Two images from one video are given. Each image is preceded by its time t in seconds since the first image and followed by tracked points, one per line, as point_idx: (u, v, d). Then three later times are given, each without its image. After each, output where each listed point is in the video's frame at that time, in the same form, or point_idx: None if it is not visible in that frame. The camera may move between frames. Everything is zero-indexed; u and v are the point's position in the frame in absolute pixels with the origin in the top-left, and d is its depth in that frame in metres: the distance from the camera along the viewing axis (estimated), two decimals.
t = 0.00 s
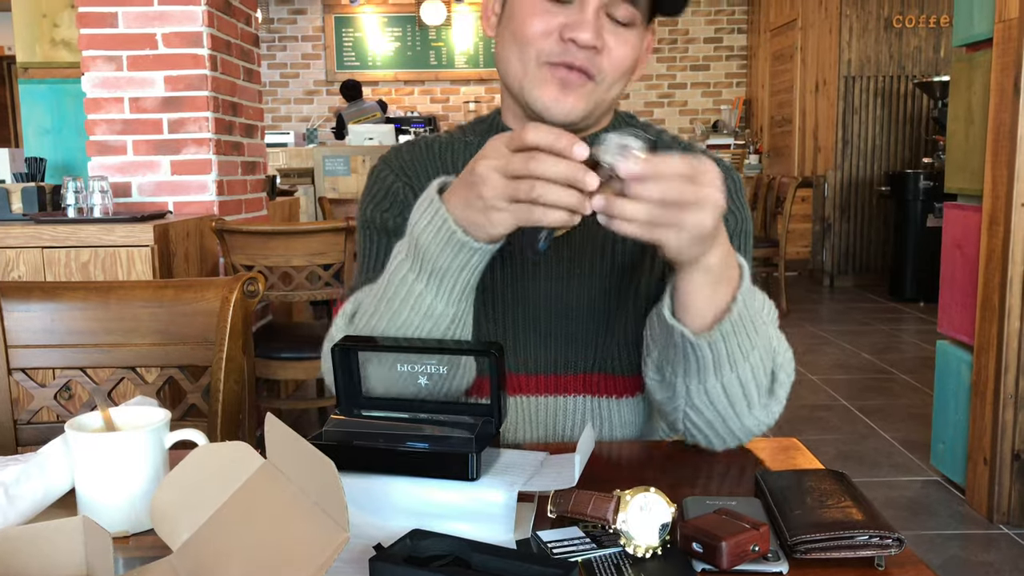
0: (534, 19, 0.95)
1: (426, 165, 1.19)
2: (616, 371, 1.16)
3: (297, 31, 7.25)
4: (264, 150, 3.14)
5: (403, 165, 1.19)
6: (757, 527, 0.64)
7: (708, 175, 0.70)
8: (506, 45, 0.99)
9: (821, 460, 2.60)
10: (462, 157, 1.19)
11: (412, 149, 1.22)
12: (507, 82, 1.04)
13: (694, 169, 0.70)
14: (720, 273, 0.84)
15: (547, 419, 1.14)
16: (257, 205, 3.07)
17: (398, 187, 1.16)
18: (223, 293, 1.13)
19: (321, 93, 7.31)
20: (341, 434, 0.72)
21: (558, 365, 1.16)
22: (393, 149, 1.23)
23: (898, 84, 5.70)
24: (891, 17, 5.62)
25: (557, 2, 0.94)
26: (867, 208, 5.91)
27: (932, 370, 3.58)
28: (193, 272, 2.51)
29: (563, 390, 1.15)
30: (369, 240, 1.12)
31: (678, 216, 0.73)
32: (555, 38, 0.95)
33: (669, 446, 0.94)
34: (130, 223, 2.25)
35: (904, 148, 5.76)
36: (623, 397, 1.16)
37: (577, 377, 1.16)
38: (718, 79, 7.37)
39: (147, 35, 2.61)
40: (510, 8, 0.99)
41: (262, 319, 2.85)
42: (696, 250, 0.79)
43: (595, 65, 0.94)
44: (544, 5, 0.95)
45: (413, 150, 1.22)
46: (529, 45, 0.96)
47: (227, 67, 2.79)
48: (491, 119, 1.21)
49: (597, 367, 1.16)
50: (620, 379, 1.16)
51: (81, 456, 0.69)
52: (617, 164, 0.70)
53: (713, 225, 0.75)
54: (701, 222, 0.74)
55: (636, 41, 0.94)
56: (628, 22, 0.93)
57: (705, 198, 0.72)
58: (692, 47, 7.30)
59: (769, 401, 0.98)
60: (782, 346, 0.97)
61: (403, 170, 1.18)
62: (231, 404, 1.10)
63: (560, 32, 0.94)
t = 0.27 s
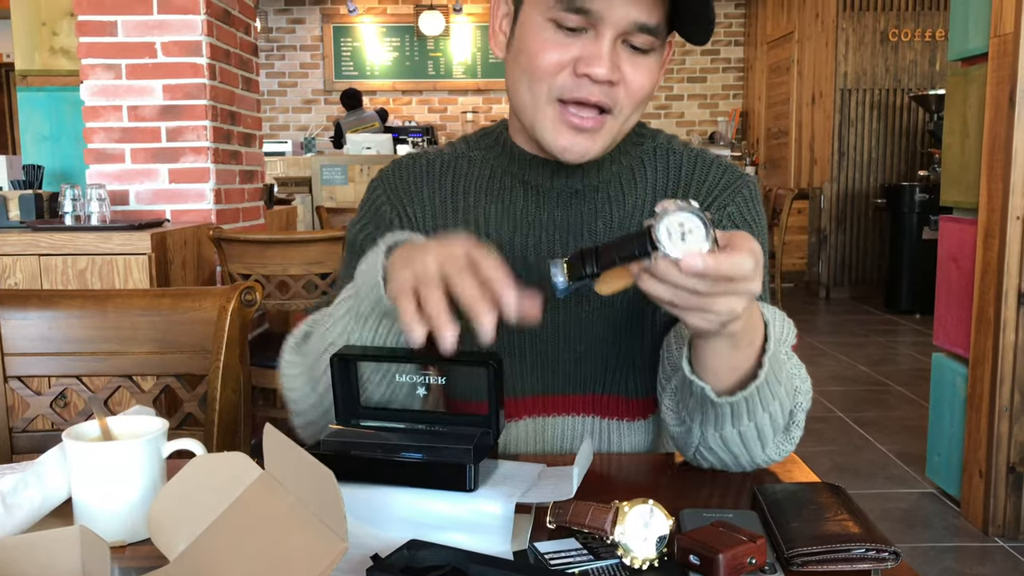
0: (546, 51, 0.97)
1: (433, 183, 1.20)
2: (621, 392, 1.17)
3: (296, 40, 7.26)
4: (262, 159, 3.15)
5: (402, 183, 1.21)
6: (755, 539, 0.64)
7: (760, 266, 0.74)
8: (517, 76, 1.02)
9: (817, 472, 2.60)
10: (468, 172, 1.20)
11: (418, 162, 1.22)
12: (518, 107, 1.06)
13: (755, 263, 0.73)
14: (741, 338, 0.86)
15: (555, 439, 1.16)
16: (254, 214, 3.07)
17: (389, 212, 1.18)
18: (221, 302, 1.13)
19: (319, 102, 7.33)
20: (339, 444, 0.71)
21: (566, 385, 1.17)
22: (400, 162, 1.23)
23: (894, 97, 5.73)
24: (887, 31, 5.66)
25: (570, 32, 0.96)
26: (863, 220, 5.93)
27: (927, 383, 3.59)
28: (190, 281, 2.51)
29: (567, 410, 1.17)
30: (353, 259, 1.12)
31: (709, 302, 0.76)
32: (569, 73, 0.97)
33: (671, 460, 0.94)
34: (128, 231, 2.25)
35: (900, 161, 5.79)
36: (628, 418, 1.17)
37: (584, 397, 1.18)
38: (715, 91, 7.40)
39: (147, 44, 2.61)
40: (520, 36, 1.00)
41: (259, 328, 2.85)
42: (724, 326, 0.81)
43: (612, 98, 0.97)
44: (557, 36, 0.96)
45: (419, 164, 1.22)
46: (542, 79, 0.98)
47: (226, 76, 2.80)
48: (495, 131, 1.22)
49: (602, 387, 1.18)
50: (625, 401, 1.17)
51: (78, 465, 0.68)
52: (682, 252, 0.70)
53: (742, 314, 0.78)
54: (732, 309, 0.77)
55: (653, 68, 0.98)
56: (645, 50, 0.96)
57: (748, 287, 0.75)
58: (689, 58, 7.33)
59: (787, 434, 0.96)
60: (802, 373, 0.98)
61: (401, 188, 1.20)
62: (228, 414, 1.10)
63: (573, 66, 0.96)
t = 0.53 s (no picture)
0: (533, 62, 0.97)
1: (426, 188, 1.20)
2: (613, 399, 1.17)
3: (294, 46, 7.27)
4: (259, 164, 3.15)
5: (396, 187, 1.21)
6: (751, 546, 0.64)
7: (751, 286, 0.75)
8: (505, 87, 1.02)
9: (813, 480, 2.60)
10: (460, 178, 1.20)
11: (412, 167, 1.23)
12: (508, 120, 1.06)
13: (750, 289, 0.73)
14: (734, 349, 0.87)
15: (545, 447, 1.16)
16: (251, 219, 3.07)
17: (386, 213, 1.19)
18: (217, 306, 1.13)
19: (316, 108, 7.34)
20: (324, 448, 0.71)
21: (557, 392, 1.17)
22: (394, 166, 1.24)
23: (890, 105, 5.75)
24: (883, 39, 5.68)
25: (556, 45, 0.96)
26: (859, 227, 5.94)
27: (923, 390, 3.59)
28: (186, 285, 2.51)
29: (559, 418, 1.17)
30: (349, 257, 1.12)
31: (695, 319, 0.76)
32: (556, 85, 0.97)
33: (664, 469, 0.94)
34: (124, 235, 2.24)
35: (896, 168, 5.81)
36: (619, 426, 1.17)
37: (576, 406, 1.17)
38: (712, 98, 7.42)
39: (144, 48, 2.61)
40: (507, 48, 1.01)
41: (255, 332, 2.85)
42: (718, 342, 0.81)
43: (600, 110, 0.97)
44: (543, 47, 0.97)
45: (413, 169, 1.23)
46: (529, 91, 0.98)
47: (223, 81, 2.80)
48: (489, 138, 1.22)
49: (594, 395, 1.17)
50: (617, 408, 1.17)
51: (74, 470, 0.68)
52: (672, 267, 0.71)
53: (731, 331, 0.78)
54: (721, 328, 0.77)
55: (641, 79, 0.98)
56: (632, 62, 0.96)
57: (737, 306, 0.75)
58: (686, 66, 7.35)
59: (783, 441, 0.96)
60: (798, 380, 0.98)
61: (395, 192, 1.20)
62: (223, 418, 1.10)
63: (560, 78, 0.96)
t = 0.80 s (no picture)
0: (529, 60, 0.97)
1: (426, 185, 1.20)
2: (610, 401, 1.17)
3: (291, 48, 7.27)
4: (256, 166, 3.14)
5: (397, 185, 1.21)
6: (748, 549, 0.64)
7: (743, 275, 0.74)
8: (502, 85, 1.02)
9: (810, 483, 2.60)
10: (459, 175, 1.20)
11: (412, 164, 1.23)
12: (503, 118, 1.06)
13: (740, 274, 0.73)
14: (728, 341, 0.87)
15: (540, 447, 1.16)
16: (248, 221, 3.06)
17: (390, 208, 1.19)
18: (214, 309, 1.13)
19: (314, 110, 7.34)
20: (307, 453, 0.72)
21: (554, 393, 1.17)
22: (396, 162, 1.24)
23: (887, 109, 5.76)
24: (880, 43, 5.70)
25: (552, 43, 0.97)
26: (856, 231, 5.95)
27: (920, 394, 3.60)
28: (183, 287, 2.50)
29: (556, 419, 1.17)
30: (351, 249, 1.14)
31: (685, 305, 0.76)
32: (551, 81, 0.97)
33: (662, 470, 0.94)
34: (120, 237, 2.24)
35: (893, 172, 5.82)
36: (616, 428, 1.17)
37: (572, 406, 1.17)
38: (709, 101, 7.44)
39: (142, 50, 2.61)
40: (505, 46, 1.01)
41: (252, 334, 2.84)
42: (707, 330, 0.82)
43: (595, 106, 0.97)
44: (540, 46, 0.97)
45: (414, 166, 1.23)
46: (525, 89, 0.98)
47: (221, 82, 2.80)
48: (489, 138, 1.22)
49: (591, 397, 1.17)
50: (614, 411, 1.17)
51: (70, 471, 0.68)
52: (665, 250, 0.72)
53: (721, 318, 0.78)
54: (711, 314, 0.77)
55: (636, 79, 0.99)
56: (627, 61, 0.97)
57: (728, 293, 0.75)
58: (683, 69, 7.36)
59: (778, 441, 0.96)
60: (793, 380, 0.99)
61: (397, 189, 1.20)
62: (220, 421, 1.10)
63: (555, 75, 0.97)
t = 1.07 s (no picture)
0: (534, 54, 0.97)
1: (431, 187, 1.20)
2: (612, 403, 1.17)
3: (291, 49, 7.27)
4: (255, 167, 3.14)
5: (402, 185, 1.20)
6: (747, 551, 0.64)
7: (731, 257, 0.75)
8: (507, 78, 1.01)
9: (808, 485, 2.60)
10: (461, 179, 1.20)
11: (415, 167, 1.22)
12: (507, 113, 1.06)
13: (725, 254, 0.74)
14: (721, 334, 0.87)
15: (543, 448, 1.16)
16: (247, 222, 3.06)
17: (397, 205, 1.17)
18: (213, 309, 1.13)
19: (313, 111, 7.34)
20: (305, 454, 0.72)
21: (558, 393, 1.17)
22: (398, 166, 1.23)
23: (885, 111, 5.77)
24: (879, 46, 5.70)
25: (556, 37, 0.97)
26: (854, 233, 5.96)
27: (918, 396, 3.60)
28: (182, 288, 2.50)
29: (558, 420, 1.17)
30: (361, 253, 1.11)
31: (673, 287, 0.77)
32: (554, 76, 0.97)
33: (661, 470, 0.94)
34: (119, 238, 2.24)
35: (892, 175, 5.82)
36: (617, 429, 1.17)
37: (575, 408, 1.17)
38: (708, 104, 7.44)
39: (141, 50, 2.61)
40: (510, 41, 1.01)
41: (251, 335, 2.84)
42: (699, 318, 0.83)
43: (596, 101, 0.97)
44: (544, 40, 0.97)
45: (417, 170, 1.22)
46: (529, 82, 0.98)
47: (220, 83, 2.80)
48: (490, 140, 1.22)
49: (593, 399, 1.17)
50: (616, 411, 1.17)
51: (68, 471, 0.68)
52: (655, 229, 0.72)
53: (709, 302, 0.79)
54: (698, 296, 0.78)
55: (638, 75, 0.99)
56: (630, 57, 0.97)
57: (715, 276, 0.76)
58: (682, 71, 7.37)
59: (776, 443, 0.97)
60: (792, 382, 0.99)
61: (403, 189, 1.20)
62: (218, 422, 1.10)
63: (559, 70, 0.97)
